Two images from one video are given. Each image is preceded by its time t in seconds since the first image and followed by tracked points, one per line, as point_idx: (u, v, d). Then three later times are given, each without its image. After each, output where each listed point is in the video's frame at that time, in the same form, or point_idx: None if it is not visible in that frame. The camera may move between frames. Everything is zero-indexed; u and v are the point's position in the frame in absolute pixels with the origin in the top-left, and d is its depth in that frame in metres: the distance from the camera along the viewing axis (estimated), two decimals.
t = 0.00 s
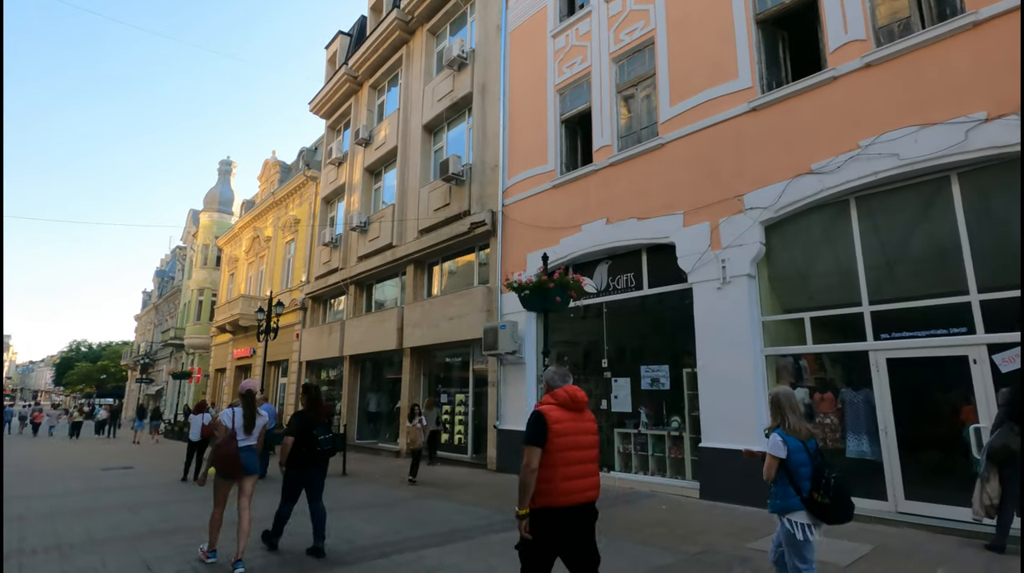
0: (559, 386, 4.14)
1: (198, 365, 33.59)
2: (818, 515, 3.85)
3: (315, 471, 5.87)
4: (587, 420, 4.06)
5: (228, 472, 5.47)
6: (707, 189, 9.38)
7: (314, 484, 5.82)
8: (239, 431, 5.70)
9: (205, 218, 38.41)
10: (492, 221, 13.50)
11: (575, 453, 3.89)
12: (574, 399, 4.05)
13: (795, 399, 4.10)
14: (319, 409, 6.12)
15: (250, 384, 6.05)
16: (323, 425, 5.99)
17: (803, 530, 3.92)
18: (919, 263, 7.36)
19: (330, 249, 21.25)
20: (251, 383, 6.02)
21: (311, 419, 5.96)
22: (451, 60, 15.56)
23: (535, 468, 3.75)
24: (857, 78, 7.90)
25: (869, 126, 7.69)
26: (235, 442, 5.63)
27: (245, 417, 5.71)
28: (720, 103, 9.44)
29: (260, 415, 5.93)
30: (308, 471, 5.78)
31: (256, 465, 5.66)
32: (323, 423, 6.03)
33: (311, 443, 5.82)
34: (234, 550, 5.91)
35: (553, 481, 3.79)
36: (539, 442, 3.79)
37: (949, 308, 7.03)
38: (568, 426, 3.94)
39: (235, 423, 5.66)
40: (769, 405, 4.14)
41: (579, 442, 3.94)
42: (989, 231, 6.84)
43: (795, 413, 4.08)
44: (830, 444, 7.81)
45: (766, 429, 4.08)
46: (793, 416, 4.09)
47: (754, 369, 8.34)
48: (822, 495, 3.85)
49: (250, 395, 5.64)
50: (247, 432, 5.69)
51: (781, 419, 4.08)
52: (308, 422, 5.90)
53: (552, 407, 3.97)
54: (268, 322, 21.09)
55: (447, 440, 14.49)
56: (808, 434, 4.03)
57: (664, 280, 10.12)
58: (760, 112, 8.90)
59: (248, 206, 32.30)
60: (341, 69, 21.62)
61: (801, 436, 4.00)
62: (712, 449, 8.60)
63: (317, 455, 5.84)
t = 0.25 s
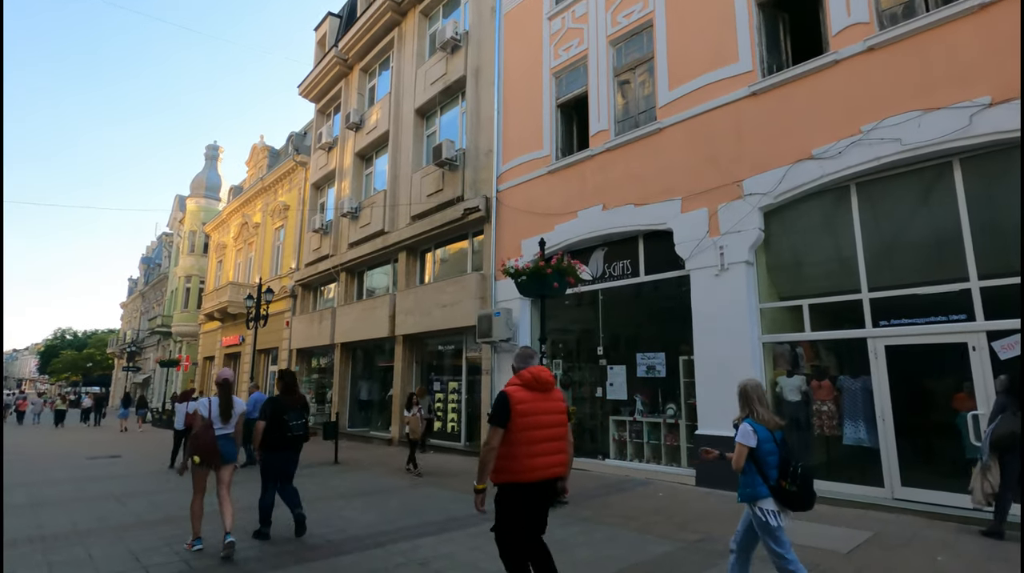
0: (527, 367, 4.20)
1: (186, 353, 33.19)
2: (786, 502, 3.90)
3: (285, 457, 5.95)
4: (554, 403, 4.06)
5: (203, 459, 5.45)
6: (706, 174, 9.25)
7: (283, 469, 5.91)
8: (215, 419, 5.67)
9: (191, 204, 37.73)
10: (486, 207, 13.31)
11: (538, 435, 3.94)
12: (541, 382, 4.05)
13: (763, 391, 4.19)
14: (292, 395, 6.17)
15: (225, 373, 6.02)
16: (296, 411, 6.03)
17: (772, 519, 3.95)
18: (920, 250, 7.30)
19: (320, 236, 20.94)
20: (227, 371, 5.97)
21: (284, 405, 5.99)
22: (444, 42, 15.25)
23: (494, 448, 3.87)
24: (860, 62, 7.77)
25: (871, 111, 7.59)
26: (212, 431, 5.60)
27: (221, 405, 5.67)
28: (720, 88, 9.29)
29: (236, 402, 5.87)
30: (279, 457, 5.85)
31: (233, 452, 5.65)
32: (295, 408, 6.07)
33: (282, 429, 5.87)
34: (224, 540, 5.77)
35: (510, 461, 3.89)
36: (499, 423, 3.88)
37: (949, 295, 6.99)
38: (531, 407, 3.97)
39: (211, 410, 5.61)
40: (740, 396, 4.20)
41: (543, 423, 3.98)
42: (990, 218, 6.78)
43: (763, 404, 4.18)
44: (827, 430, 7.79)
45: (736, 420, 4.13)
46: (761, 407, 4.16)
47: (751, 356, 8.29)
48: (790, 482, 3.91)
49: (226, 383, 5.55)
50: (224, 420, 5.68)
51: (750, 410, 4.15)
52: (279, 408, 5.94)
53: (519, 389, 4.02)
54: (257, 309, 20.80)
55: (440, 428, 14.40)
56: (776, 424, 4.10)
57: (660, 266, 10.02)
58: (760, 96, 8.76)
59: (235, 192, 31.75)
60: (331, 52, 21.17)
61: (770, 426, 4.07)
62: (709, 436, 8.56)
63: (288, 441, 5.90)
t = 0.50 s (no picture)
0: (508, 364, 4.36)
1: (183, 347, 32.99)
2: (755, 489, 3.97)
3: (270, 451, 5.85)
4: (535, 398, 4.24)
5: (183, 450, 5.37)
6: (712, 164, 9.07)
7: (268, 463, 5.80)
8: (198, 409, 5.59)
9: (188, 197, 37.37)
10: (487, 198, 13.12)
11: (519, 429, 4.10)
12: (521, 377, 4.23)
13: (741, 380, 4.24)
14: (277, 389, 6.17)
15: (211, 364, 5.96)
16: (279, 404, 5.99)
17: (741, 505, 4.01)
18: (933, 241, 7.13)
19: (318, 228, 20.73)
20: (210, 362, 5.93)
21: (267, 398, 5.97)
22: (444, 31, 15.00)
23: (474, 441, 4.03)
24: (872, 49, 7.59)
25: (883, 98, 7.41)
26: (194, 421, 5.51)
27: (205, 395, 5.60)
28: (727, 76, 9.09)
29: (220, 392, 5.79)
30: (262, 450, 5.74)
31: (216, 445, 5.57)
32: (279, 401, 6.03)
33: (263, 421, 5.83)
34: (222, 537, 5.61)
35: (490, 454, 4.05)
36: (479, 418, 4.04)
37: (963, 287, 6.82)
38: (512, 403, 4.14)
39: (193, 401, 5.57)
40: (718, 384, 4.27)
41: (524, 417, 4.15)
42: (1007, 208, 6.61)
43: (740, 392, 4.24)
44: (837, 425, 7.65)
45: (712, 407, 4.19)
46: (737, 396, 4.21)
47: (759, 350, 8.13)
48: (760, 470, 3.97)
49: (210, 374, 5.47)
50: (206, 410, 5.60)
51: (725, 397, 4.21)
52: (261, 400, 5.92)
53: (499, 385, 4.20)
54: (255, 303, 20.61)
55: (440, 423, 14.26)
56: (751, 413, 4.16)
57: (665, 259, 9.86)
58: (769, 84, 8.57)
59: (232, 185, 31.46)
60: (328, 42, 20.87)
61: (745, 415, 4.13)
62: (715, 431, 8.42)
63: (270, 434, 5.82)
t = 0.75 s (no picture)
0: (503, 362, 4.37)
1: (193, 346, 33.13)
2: (746, 491, 3.88)
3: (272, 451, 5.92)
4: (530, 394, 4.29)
5: (184, 450, 5.54)
6: (729, 157, 8.84)
7: (270, 463, 5.87)
8: (199, 412, 5.75)
9: (197, 196, 37.50)
10: (498, 194, 12.95)
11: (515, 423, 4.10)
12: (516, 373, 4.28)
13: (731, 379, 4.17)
14: (277, 389, 6.15)
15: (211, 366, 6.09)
16: (279, 404, 5.98)
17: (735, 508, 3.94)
18: (962, 234, 6.88)
19: (327, 226, 20.66)
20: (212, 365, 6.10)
21: (267, 397, 5.97)
22: (453, 25, 14.83)
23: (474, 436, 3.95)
24: (899, 36, 7.32)
25: (910, 87, 7.15)
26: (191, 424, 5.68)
27: (205, 397, 5.76)
28: (745, 66, 8.85)
29: (222, 394, 5.96)
30: (263, 450, 5.82)
31: (214, 446, 5.71)
32: (279, 401, 6.03)
33: (264, 422, 5.83)
34: (233, 539, 5.49)
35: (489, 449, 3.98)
36: (473, 412, 4.03)
37: (994, 282, 6.57)
38: (507, 398, 4.16)
39: (194, 403, 5.76)
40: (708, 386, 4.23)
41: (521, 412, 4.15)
42: None
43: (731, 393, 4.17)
44: (860, 425, 7.44)
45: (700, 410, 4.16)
46: (727, 397, 4.15)
47: (779, 347, 7.92)
48: (750, 471, 3.88)
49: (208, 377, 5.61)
50: (206, 412, 5.75)
51: (714, 399, 4.16)
52: (262, 400, 5.92)
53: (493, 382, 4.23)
54: (264, 301, 20.60)
55: (450, 421, 14.14)
56: (741, 413, 4.08)
57: (681, 254, 9.65)
58: (789, 74, 8.31)
59: (241, 184, 31.50)
60: (337, 38, 20.76)
61: (734, 416, 4.07)
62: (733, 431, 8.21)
63: (271, 434, 5.84)
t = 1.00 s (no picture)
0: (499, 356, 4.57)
1: (202, 343, 33.22)
2: (725, 486, 3.85)
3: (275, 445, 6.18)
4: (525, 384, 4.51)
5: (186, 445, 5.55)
6: (747, 148, 8.64)
7: (273, 456, 6.12)
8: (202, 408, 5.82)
9: (206, 194, 37.54)
10: (508, 188, 12.79)
11: (512, 413, 4.31)
12: (511, 364, 4.49)
13: (718, 373, 4.07)
14: (280, 385, 6.41)
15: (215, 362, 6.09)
16: (282, 399, 6.23)
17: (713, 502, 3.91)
18: (993, 225, 6.63)
19: (335, 222, 20.58)
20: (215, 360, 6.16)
21: (271, 393, 6.24)
22: (462, 18, 14.66)
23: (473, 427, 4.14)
24: (925, 20, 7.09)
25: (937, 72, 6.92)
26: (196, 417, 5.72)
27: (209, 393, 5.83)
28: (763, 54, 8.63)
29: (225, 390, 6.04)
30: (267, 444, 6.08)
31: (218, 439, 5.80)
32: (282, 397, 6.27)
33: (269, 416, 6.11)
34: (245, 538, 5.39)
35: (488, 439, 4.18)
36: (473, 403, 4.22)
37: None
38: (504, 389, 4.37)
39: (197, 399, 5.78)
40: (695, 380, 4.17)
41: (518, 402, 4.36)
42: None
43: (717, 387, 4.10)
44: (884, 421, 7.24)
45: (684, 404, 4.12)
46: (711, 391, 4.08)
47: (800, 342, 7.72)
48: (730, 467, 3.83)
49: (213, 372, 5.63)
50: (210, 408, 5.82)
51: (698, 393, 4.10)
52: (266, 396, 6.19)
53: (488, 373, 4.43)
54: (273, 298, 20.55)
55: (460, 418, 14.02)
56: (724, 409, 4.00)
57: (697, 248, 9.45)
58: (809, 61, 8.09)
59: (249, 181, 31.50)
60: (344, 33, 20.64)
61: (716, 411, 3.99)
62: (751, 427, 8.03)
63: (275, 429, 6.11)
